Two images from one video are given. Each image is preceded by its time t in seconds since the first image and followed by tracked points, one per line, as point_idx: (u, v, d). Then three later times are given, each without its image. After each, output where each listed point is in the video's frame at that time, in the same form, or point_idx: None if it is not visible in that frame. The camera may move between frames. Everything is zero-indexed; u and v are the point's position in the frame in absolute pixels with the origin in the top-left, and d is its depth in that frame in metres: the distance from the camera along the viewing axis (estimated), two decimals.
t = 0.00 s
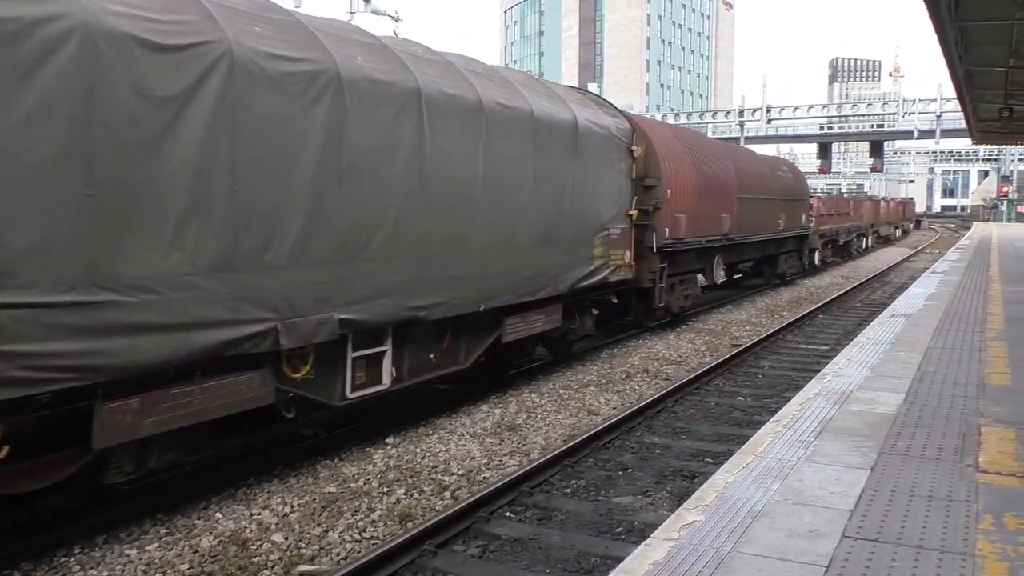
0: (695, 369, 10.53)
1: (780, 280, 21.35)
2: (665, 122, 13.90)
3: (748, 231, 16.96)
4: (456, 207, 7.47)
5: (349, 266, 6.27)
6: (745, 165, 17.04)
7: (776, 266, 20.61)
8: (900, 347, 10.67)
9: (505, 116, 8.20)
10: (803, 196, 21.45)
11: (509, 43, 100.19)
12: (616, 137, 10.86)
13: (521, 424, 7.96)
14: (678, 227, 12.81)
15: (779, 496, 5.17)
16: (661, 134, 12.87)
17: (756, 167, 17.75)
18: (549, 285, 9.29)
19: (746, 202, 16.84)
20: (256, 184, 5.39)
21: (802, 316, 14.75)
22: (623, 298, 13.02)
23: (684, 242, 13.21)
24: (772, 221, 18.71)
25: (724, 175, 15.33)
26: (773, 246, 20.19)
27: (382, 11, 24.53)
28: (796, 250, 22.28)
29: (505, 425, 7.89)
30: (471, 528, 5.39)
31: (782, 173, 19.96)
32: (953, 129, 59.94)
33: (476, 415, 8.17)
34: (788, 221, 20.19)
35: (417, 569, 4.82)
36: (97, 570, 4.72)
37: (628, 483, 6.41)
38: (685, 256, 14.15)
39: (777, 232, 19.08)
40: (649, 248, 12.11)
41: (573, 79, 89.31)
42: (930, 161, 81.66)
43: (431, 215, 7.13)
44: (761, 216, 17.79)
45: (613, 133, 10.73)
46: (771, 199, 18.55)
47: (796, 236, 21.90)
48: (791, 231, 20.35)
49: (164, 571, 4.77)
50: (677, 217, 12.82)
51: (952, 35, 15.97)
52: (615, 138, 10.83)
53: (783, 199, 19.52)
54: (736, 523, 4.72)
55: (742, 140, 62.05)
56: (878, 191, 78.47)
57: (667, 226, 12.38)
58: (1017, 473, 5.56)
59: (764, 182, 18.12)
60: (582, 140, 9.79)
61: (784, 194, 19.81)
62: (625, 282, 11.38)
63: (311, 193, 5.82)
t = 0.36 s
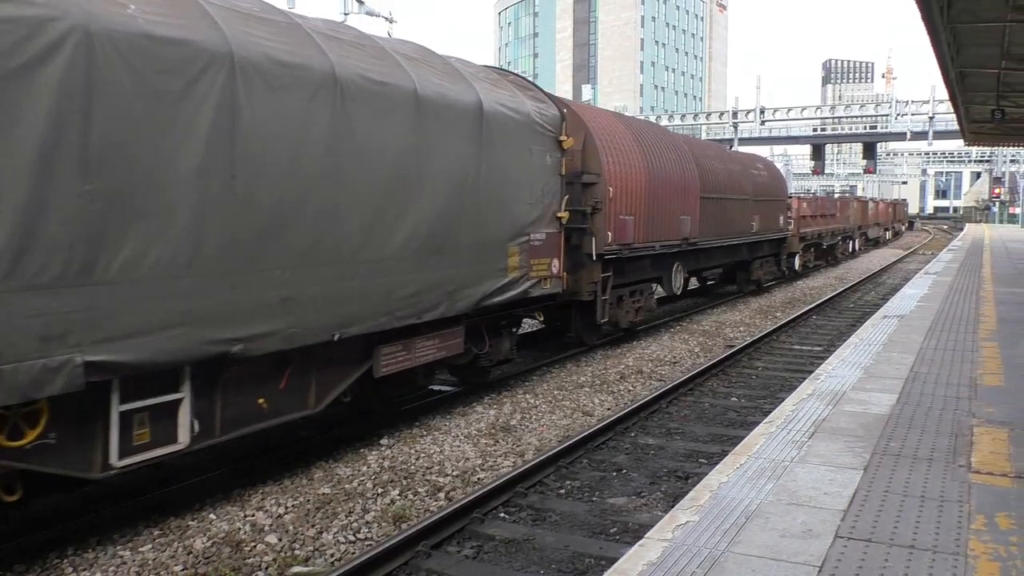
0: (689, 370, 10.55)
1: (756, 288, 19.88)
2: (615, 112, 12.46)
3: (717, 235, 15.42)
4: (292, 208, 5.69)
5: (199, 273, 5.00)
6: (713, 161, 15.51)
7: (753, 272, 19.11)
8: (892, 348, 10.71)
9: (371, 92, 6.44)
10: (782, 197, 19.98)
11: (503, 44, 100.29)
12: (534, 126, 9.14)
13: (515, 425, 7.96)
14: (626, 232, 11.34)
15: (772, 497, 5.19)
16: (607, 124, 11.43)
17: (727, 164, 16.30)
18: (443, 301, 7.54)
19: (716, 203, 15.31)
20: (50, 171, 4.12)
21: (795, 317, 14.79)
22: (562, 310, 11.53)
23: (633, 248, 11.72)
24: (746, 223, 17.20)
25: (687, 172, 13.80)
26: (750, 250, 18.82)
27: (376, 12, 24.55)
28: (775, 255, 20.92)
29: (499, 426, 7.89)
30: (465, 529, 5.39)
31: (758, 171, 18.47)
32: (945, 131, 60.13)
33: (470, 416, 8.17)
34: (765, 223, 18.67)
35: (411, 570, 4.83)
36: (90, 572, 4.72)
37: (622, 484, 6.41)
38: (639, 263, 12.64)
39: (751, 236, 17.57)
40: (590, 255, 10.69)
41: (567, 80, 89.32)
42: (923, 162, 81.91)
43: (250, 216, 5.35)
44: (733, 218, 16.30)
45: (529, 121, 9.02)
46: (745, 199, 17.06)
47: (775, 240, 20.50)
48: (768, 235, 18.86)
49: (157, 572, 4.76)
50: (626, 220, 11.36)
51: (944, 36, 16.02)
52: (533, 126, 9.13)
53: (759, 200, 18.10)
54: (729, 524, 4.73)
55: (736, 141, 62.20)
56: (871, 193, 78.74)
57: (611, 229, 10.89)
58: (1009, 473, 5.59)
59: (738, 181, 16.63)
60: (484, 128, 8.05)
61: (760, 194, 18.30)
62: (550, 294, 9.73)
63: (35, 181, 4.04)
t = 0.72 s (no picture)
0: (685, 370, 10.58)
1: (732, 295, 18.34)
2: (550, 98, 10.93)
3: (683, 239, 14.03)
4: (5, 231, 4.03)
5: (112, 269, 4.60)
6: (673, 155, 13.92)
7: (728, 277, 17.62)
8: (887, 348, 10.74)
9: (131, 66, 4.68)
10: (757, 196, 18.41)
11: (499, 45, 100.36)
12: (416, 105, 7.32)
13: (511, 425, 7.98)
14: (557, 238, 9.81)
15: (768, 497, 5.20)
16: (534, 110, 9.91)
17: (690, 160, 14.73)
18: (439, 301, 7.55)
19: (676, 203, 13.69)
20: None
21: (791, 317, 14.83)
22: (481, 328, 9.82)
23: (567, 255, 10.15)
24: (713, 225, 15.60)
25: (640, 167, 12.18)
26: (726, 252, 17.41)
27: (373, 13, 24.51)
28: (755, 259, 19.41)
29: (495, 426, 7.90)
30: (461, 530, 5.39)
31: (728, 168, 16.92)
32: (940, 132, 60.30)
33: (466, 417, 8.17)
34: (736, 225, 17.10)
35: (407, 570, 4.83)
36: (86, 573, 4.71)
37: (618, 484, 6.42)
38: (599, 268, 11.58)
39: (719, 241, 15.93)
40: (510, 265, 9.21)
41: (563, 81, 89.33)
42: (918, 163, 82.12)
43: None
44: (697, 220, 14.67)
45: (406, 98, 7.17)
46: (711, 200, 15.48)
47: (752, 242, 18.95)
48: (739, 239, 17.31)
49: (153, 573, 4.76)
50: (558, 223, 9.83)
51: (938, 37, 16.03)
52: (427, 104, 7.52)
53: (728, 201, 16.52)
54: (725, 524, 4.74)
55: (732, 142, 62.24)
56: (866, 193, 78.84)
57: (536, 233, 9.37)
58: (1003, 473, 5.61)
59: (702, 179, 15.05)
60: (333, 108, 6.22)
61: (729, 193, 16.70)
62: (450, 312, 7.96)
63: None
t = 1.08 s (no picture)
0: (681, 370, 10.59)
1: (701, 303, 16.63)
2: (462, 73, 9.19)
3: (636, 245, 12.32)
4: None
5: None
6: (624, 147, 12.17)
7: (698, 284, 15.90)
8: (883, 348, 10.76)
9: None
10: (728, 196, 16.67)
11: (496, 45, 100.42)
12: (233, 69, 5.52)
13: (508, 425, 7.98)
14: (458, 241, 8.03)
15: (764, 496, 5.21)
16: (431, 86, 8.19)
17: (647, 154, 13.00)
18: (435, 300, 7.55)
19: (626, 203, 11.92)
20: None
21: (787, 317, 14.85)
22: (367, 354, 8.07)
23: (474, 263, 8.37)
24: (674, 227, 13.86)
25: (576, 158, 10.42)
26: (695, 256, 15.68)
27: (370, 12, 24.50)
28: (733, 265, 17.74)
29: (492, 426, 7.90)
30: (458, 530, 5.39)
31: (694, 164, 15.16)
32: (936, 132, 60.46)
33: (463, 417, 8.17)
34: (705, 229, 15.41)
35: (404, 570, 4.83)
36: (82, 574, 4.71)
37: (615, 484, 6.43)
38: (596, 268, 11.58)
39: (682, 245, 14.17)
40: (394, 277, 7.50)
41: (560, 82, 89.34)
42: (914, 163, 82.31)
43: None
44: (651, 221, 12.89)
45: (210, 62, 5.35)
46: (671, 199, 13.72)
47: (726, 245, 17.26)
48: (708, 242, 15.54)
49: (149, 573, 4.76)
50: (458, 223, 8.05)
51: (934, 37, 16.04)
52: (254, 66, 5.71)
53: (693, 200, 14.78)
54: (721, 524, 4.75)
55: (728, 142, 62.23)
56: (863, 194, 78.90)
57: (432, 237, 7.67)
58: (999, 472, 5.62)
59: (661, 176, 13.33)
60: None
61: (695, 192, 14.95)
62: (294, 343, 6.10)
63: None
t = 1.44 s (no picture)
0: (678, 369, 10.58)
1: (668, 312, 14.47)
2: (334, 42, 7.48)
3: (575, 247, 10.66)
4: None
5: None
6: (561, 139, 10.48)
7: (660, 293, 13.94)
8: (881, 347, 10.76)
9: None
10: (695, 197, 14.89)
11: (494, 45, 100.43)
12: None
13: (506, 424, 7.98)
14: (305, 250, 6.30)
15: (761, 496, 5.21)
16: (273, 54, 6.47)
17: (590, 147, 11.23)
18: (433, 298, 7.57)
19: (558, 203, 10.17)
20: None
21: (784, 317, 14.85)
22: (190, 393, 6.24)
23: (334, 278, 6.62)
24: (626, 231, 12.09)
25: (487, 149, 8.66)
26: (657, 261, 13.65)
27: (366, 11, 24.46)
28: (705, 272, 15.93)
29: (489, 425, 7.90)
30: (455, 530, 5.38)
31: (655, 158, 13.38)
32: (933, 132, 60.54)
33: (460, 416, 8.17)
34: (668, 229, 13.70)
35: (401, 570, 4.82)
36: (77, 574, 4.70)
37: (612, 484, 6.42)
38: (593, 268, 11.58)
39: (638, 251, 12.46)
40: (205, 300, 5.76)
41: (558, 81, 89.30)
42: (911, 163, 82.37)
43: None
44: (593, 224, 11.13)
45: None
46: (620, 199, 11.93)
47: (695, 249, 15.25)
48: (671, 245, 13.73)
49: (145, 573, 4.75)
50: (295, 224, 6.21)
51: (931, 36, 16.03)
52: None
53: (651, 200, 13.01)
54: (718, 523, 4.75)
55: (725, 142, 62.24)
56: (860, 194, 78.91)
57: (264, 245, 5.97)
58: (995, 472, 5.62)
59: (607, 172, 11.57)
60: None
61: (655, 191, 13.18)
62: (13, 399, 4.22)
63: None
